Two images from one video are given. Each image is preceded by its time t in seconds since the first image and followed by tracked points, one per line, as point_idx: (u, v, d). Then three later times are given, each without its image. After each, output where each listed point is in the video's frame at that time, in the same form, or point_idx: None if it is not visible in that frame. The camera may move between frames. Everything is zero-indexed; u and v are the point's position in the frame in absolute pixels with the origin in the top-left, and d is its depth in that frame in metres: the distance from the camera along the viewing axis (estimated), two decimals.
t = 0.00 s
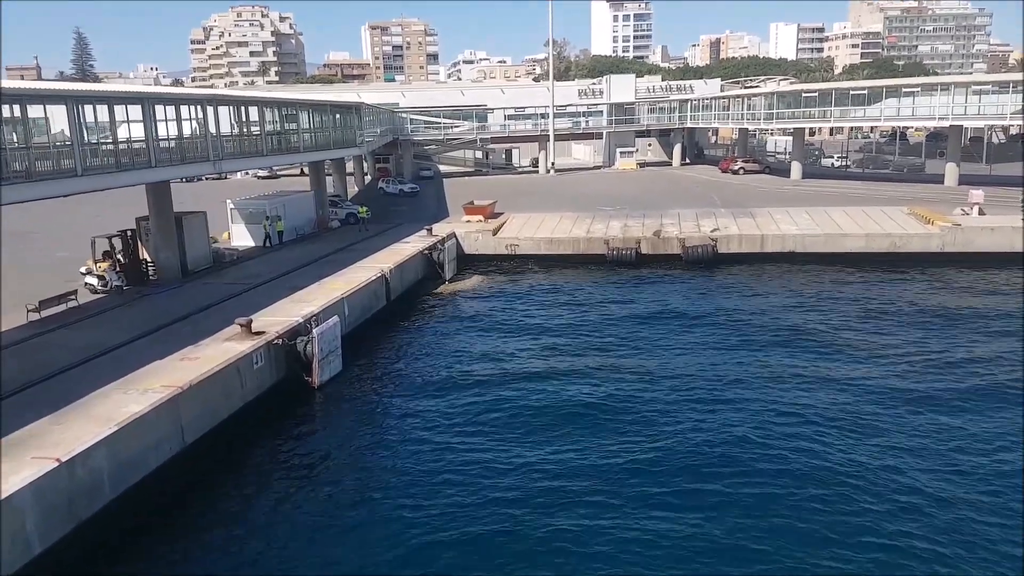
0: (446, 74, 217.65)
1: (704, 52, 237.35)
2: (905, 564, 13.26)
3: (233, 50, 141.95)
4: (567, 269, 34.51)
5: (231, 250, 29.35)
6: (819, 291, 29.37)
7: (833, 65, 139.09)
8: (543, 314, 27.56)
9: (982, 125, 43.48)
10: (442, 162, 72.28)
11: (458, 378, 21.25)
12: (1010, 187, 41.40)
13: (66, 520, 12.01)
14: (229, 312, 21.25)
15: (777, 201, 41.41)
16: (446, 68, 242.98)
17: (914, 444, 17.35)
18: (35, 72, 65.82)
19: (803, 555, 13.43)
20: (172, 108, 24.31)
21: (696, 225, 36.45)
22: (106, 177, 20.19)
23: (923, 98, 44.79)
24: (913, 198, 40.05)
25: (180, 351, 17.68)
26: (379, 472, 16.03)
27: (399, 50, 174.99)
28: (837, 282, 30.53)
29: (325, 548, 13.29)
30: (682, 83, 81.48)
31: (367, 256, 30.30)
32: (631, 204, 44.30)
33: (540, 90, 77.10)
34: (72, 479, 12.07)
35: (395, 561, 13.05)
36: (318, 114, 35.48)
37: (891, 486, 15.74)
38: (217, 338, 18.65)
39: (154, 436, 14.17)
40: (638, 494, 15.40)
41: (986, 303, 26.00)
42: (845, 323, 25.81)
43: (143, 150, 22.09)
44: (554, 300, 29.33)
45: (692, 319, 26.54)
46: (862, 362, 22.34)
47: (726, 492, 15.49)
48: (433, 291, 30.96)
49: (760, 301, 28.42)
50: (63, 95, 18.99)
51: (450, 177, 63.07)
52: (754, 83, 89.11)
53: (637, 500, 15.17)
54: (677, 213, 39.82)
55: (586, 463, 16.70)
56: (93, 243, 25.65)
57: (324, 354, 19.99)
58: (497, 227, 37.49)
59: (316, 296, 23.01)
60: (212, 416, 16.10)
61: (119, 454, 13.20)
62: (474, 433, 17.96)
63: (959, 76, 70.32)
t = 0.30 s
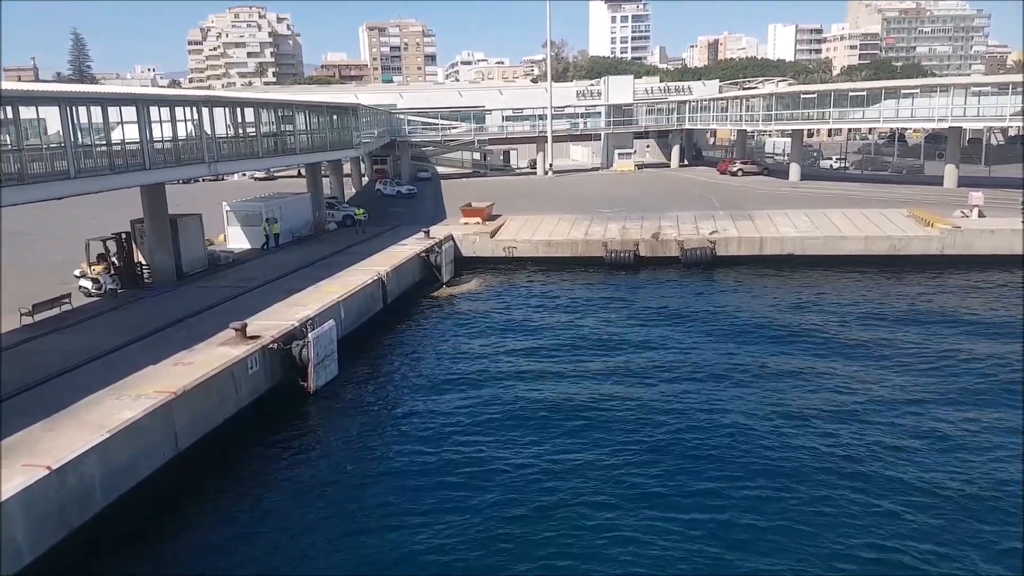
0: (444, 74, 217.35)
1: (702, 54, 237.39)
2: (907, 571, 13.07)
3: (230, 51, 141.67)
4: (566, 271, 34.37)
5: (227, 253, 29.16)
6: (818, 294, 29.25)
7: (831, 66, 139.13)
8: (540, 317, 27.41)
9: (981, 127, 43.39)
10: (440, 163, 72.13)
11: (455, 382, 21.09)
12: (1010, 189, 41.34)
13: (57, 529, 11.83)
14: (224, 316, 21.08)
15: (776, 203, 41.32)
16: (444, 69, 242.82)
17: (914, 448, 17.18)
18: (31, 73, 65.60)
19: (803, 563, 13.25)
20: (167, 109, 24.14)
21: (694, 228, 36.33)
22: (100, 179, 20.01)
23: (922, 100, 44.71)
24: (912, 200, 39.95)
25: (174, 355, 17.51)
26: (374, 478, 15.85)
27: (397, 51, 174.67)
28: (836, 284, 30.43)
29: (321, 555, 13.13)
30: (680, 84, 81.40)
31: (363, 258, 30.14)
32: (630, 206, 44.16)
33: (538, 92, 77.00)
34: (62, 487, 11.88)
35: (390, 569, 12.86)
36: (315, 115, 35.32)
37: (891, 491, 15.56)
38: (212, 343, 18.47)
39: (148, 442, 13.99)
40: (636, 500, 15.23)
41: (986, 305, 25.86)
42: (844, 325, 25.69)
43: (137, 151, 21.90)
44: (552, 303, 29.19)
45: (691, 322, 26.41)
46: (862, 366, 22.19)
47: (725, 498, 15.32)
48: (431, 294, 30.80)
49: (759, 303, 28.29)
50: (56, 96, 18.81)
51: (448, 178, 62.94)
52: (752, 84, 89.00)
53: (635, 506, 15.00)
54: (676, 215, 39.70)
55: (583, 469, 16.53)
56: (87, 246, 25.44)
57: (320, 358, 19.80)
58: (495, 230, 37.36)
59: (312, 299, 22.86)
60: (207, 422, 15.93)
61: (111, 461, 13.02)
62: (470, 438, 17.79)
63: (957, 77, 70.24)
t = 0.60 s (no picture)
0: (442, 74, 216.82)
1: (701, 55, 237.40)
2: (911, 575, 12.90)
3: (229, 50, 141.44)
4: (564, 272, 34.21)
5: (223, 253, 28.98)
6: (819, 294, 29.15)
7: (830, 66, 139.13)
8: (539, 318, 27.24)
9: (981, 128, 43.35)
10: (439, 163, 71.97)
11: (453, 384, 20.94)
12: (1009, 190, 41.25)
13: (46, 535, 11.66)
14: (219, 317, 20.90)
15: (775, 204, 41.21)
16: (442, 69, 242.53)
17: (917, 450, 17.02)
18: (29, 72, 65.42)
19: (805, 567, 13.10)
20: (163, 109, 23.97)
21: (694, 228, 36.22)
22: (95, 179, 19.85)
23: (922, 101, 44.62)
24: (911, 201, 39.89)
25: (168, 358, 17.33)
26: (371, 482, 15.68)
27: (395, 51, 174.36)
28: (836, 285, 30.28)
29: (316, 560, 12.98)
30: (679, 85, 81.35)
31: (361, 259, 29.96)
32: (629, 206, 44.02)
33: (536, 92, 76.87)
34: (52, 493, 11.72)
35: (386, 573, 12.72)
36: (313, 115, 35.18)
37: (895, 494, 15.40)
38: (206, 345, 18.28)
39: (140, 446, 13.83)
40: (636, 503, 15.06)
41: (987, 306, 25.75)
42: (844, 326, 25.55)
43: (133, 152, 21.74)
44: (549, 304, 29.05)
45: (691, 323, 26.26)
46: (863, 367, 22.07)
47: (727, 501, 15.16)
48: (428, 295, 30.65)
49: (759, 304, 28.18)
50: (50, 96, 18.65)
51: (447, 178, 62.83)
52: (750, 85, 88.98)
53: (637, 509, 14.84)
54: (674, 216, 39.57)
55: (583, 472, 16.35)
56: (83, 247, 25.28)
57: (316, 360, 19.59)
58: (493, 230, 37.20)
59: (309, 301, 22.69)
60: (201, 425, 15.75)
61: (103, 466, 12.86)
62: (469, 441, 17.63)
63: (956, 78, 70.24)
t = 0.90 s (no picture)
0: (442, 79, 216.83)
1: (700, 60, 237.81)
2: None
3: (229, 55, 141.41)
4: (564, 277, 34.06)
5: (221, 258, 28.83)
6: (819, 300, 29.01)
7: (829, 72, 139.34)
8: (538, 323, 27.08)
9: (981, 133, 43.27)
10: (438, 167, 71.85)
11: (451, 390, 20.77)
12: (1010, 195, 41.18)
13: (38, 545, 11.50)
14: (216, 322, 20.71)
15: (775, 209, 41.08)
16: (442, 74, 242.91)
17: (920, 456, 16.84)
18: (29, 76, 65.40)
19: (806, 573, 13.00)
20: (160, 113, 23.85)
21: (693, 233, 36.09)
22: (90, 184, 19.72)
23: (922, 106, 44.55)
24: (913, 206, 39.75)
25: (164, 364, 17.17)
26: (367, 491, 15.49)
27: (395, 56, 174.23)
28: (837, 291, 30.13)
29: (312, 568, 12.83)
30: (678, 90, 81.34)
31: (359, 263, 29.83)
32: (628, 211, 43.89)
33: (536, 97, 76.83)
34: (44, 502, 11.57)
35: None
36: (312, 119, 35.07)
37: (899, 501, 15.22)
38: (202, 351, 18.10)
39: (135, 454, 13.67)
40: (637, 510, 14.88)
41: (988, 313, 25.63)
42: (845, 332, 25.43)
43: (130, 156, 21.62)
44: (548, 309, 28.91)
45: (690, 329, 26.14)
46: (865, 372, 21.91)
47: (729, 509, 14.97)
48: (427, 301, 30.48)
49: (760, 310, 28.02)
50: (46, 100, 18.54)
51: (446, 183, 62.77)
52: (749, 91, 89.04)
53: (637, 517, 14.65)
54: (674, 221, 39.44)
55: (582, 477, 16.24)
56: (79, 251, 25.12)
57: (313, 366, 19.40)
58: (493, 235, 37.09)
59: (306, 306, 22.54)
60: (196, 433, 15.59)
61: (96, 474, 12.68)
62: (467, 448, 17.45)
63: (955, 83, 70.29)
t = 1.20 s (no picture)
0: (441, 84, 216.36)
1: (699, 65, 238.22)
2: None
3: (228, 60, 141.53)
4: (562, 282, 33.90)
5: (218, 263, 28.65)
6: (820, 306, 28.88)
7: (828, 78, 139.52)
8: (537, 329, 26.93)
9: (981, 139, 43.17)
10: (437, 172, 71.75)
11: (451, 397, 20.61)
12: (1011, 201, 41.11)
13: (29, 555, 11.29)
14: (212, 328, 20.52)
15: (775, 215, 40.96)
16: (441, 78, 242.92)
17: (924, 463, 16.66)
18: (28, 80, 65.42)
19: None
20: (157, 117, 23.72)
21: (693, 239, 35.98)
22: (86, 188, 19.55)
23: (922, 111, 44.42)
24: (914, 212, 39.62)
25: (159, 370, 16.97)
26: (365, 499, 15.28)
27: (395, 61, 174.34)
28: (838, 296, 29.97)
29: None
30: (677, 96, 81.30)
31: (357, 268, 29.67)
32: (628, 216, 43.78)
33: (535, 102, 76.79)
34: (35, 511, 11.36)
35: None
36: (310, 124, 34.95)
37: (904, 509, 15.03)
38: (198, 357, 17.90)
39: (129, 462, 13.47)
40: (638, 518, 14.72)
41: (991, 319, 25.48)
42: (846, 337, 25.28)
43: (126, 160, 21.46)
44: (548, 314, 28.79)
45: (690, 335, 25.98)
46: (867, 378, 21.78)
47: (732, 518, 14.78)
48: (426, 306, 30.33)
49: (760, 316, 27.88)
50: (41, 104, 18.38)
51: (445, 188, 62.66)
52: (748, 96, 89.00)
53: (638, 527, 14.45)
54: (674, 226, 39.31)
55: (581, 484, 16.08)
56: (75, 256, 24.95)
57: (310, 372, 19.22)
58: (492, 240, 36.95)
59: (304, 311, 22.37)
60: (191, 441, 15.38)
61: (88, 483, 12.49)
62: (466, 455, 17.26)
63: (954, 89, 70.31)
